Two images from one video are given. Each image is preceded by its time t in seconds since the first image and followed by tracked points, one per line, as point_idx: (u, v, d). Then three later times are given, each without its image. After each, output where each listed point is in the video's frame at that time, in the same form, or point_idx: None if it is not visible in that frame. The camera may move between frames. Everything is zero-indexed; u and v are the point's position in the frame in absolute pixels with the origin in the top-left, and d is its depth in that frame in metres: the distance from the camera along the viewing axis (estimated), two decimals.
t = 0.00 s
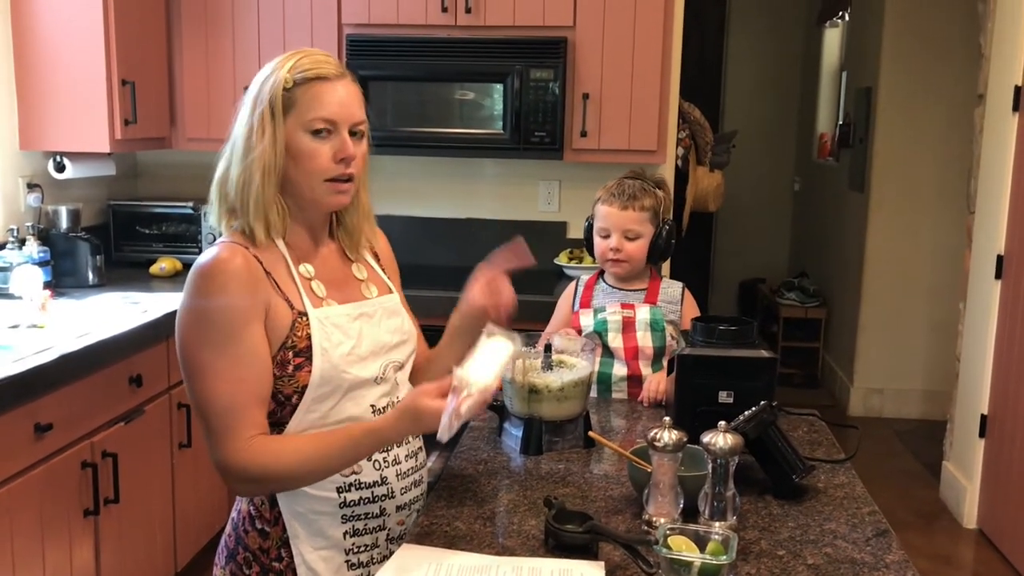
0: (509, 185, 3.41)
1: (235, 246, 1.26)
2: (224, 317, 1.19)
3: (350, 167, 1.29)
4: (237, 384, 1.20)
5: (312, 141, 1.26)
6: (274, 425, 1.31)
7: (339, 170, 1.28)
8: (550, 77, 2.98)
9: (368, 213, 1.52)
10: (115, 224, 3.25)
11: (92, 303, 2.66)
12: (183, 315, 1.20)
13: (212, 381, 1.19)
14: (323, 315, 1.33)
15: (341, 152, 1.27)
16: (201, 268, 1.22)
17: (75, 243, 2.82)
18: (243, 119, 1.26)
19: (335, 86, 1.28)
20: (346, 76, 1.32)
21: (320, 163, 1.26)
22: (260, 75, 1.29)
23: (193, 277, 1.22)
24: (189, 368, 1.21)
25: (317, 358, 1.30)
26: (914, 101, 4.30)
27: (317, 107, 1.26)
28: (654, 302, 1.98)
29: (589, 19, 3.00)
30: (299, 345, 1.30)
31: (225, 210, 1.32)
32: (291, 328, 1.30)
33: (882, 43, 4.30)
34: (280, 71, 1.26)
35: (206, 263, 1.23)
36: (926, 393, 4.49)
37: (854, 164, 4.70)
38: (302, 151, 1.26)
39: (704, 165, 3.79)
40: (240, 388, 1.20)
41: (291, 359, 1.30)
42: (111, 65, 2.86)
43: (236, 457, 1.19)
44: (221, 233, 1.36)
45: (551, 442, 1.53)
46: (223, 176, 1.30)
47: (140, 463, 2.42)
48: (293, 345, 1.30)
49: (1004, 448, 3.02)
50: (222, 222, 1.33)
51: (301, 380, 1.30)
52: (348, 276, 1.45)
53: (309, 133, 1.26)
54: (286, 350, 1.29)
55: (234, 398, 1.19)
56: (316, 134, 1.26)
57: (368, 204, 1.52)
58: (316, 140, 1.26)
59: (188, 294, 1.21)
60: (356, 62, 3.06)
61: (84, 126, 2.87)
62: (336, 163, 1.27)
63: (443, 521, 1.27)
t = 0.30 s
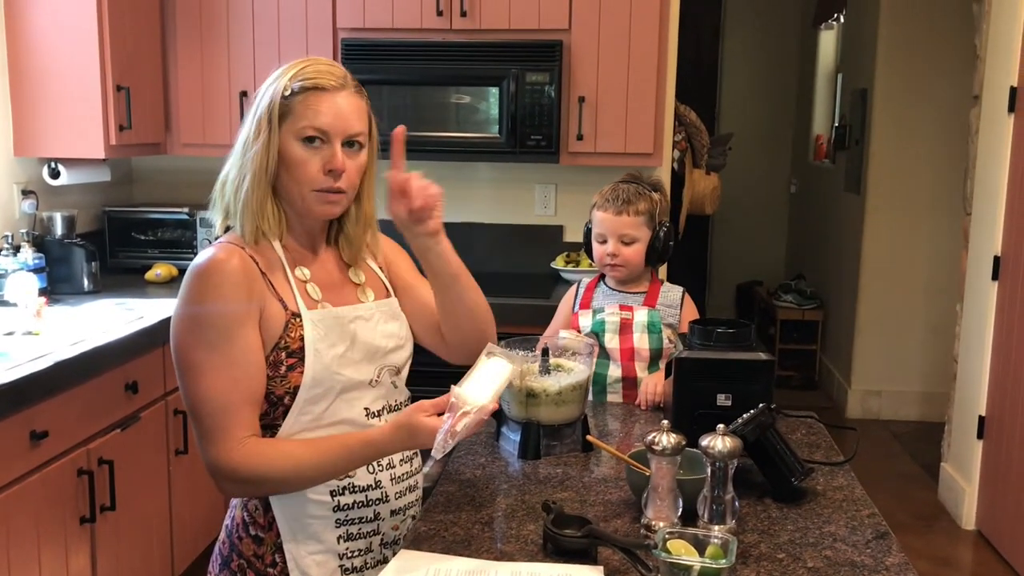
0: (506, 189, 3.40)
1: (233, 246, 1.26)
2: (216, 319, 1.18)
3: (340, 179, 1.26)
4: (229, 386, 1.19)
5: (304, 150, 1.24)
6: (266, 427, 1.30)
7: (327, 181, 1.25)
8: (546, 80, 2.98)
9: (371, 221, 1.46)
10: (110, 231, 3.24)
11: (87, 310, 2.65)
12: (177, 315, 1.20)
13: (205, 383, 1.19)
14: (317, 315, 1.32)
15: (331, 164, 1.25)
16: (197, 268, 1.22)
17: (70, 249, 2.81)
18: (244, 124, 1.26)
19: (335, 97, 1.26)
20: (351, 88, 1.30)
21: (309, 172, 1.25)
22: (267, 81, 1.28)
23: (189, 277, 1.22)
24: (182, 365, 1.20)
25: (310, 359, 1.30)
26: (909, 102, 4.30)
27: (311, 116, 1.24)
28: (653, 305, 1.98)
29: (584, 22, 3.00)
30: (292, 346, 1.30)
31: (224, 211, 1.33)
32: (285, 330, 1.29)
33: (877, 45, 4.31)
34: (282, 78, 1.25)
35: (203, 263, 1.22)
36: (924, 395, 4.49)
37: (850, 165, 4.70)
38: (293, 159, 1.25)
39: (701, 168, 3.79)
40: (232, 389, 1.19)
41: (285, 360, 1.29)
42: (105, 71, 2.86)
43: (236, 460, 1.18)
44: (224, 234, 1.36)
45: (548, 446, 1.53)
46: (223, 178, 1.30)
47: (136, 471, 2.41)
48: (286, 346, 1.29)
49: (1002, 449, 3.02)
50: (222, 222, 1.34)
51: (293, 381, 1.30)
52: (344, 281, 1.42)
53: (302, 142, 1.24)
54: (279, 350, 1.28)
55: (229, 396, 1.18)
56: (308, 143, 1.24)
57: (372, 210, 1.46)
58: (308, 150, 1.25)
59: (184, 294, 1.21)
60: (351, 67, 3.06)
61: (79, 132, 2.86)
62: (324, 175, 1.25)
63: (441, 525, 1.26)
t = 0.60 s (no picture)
0: (504, 192, 3.40)
1: (234, 248, 1.26)
2: (214, 323, 1.18)
3: (335, 175, 1.24)
4: (225, 391, 1.19)
5: (298, 148, 1.23)
6: (263, 431, 1.29)
7: (322, 177, 1.24)
8: (543, 83, 2.98)
9: (382, 227, 1.46)
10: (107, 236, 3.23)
11: (84, 314, 2.64)
12: (177, 318, 1.20)
13: (201, 388, 1.19)
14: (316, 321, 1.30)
15: (326, 160, 1.23)
16: (197, 270, 1.22)
17: (66, 254, 2.80)
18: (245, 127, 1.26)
19: (330, 95, 1.25)
20: (351, 89, 1.29)
21: (305, 170, 1.24)
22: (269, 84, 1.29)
23: (190, 280, 1.22)
24: (181, 368, 1.20)
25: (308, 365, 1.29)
26: (906, 103, 4.30)
27: (304, 113, 1.23)
28: (653, 307, 1.97)
29: (581, 25, 3.00)
30: (289, 351, 1.29)
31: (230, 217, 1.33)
32: (283, 335, 1.28)
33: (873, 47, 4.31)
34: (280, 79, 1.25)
35: (203, 266, 1.22)
36: (922, 396, 4.49)
37: (847, 167, 4.70)
38: (289, 157, 1.24)
39: (698, 170, 3.78)
40: (227, 395, 1.19)
41: (282, 364, 1.29)
42: (102, 76, 2.85)
43: (228, 467, 1.19)
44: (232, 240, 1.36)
45: (548, 449, 1.52)
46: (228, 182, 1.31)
47: (134, 476, 2.40)
48: (283, 351, 1.28)
49: (1001, 450, 3.02)
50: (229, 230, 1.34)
51: (290, 386, 1.29)
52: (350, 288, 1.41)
53: (296, 140, 1.23)
54: (276, 355, 1.28)
55: (222, 406, 1.19)
56: (303, 141, 1.23)
57: (382, 216, 1.45)
58: (302, 147, 1.24)
59: (184, 297, 1.21)
60: (349, 70, 3.05)
61: (76, 136, 2.85)
62: (319, 172, 1.24)
63: (441, 531, 1.25)
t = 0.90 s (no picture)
0: (501, 193, 3.39)
1: (231, 253, 1.26)
2: (209, 328, 1.18)
3: (331, 176, 1.24)
4: (221, 395, 1.19)
5: (293, 150, 1.23)
6: (259, 435, 1.29)
7: (317, 179, 1.23)
8: (540, 84, 2.97)
9: (382, 227, 1.46)
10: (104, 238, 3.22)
11: (81, 317, 2.63)
12: (173, 321, 1.20)
13: (195, 392, 1.19)
14: (314, 325, 1.29)
15: (321, 161, 1.23)
16: (194, 274, 1.21)
17: (63, 257, 2.80)
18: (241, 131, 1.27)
19: (322, 95, 1.25)
20: (345, 89, 1.29)
21: (300, 172, 1.23)
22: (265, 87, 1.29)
23: (187, 284, 1.22)
24: (177, 373, 1.20)
25: (304, 369, 1.27)
26: (903, 103, 4.31)
27: (298, 115, 1.23)
28: (654, 308, 1.97)
29: (578, 26, 3.00)
30: (286, 355, 1.27)
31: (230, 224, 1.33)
32: (280, 339, 1.27)
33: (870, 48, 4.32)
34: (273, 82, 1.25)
35: (200, 270, 1.22)
36: (921, 396, 4.50)
37: (845, 167, 4.71)
38: (284, 159, 1.23)
39: (696, 171, 3.78)
40: (221, 398, 1.19)
41: (278, 369, 1.27)
42: (99, 78, 2.85)
43: (224, 471, 1.18)
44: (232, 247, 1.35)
45: (548, 451, 1.51)
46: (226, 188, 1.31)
47: (132, 478, 2.39)
48: (279, 356, 1.27)
49: (1000, 450, 3.02)
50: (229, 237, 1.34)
51: (287, 390, 1.27)
52: (349, 291, 1.41)
53: (291, 142, 1.23)
54: (273, 359, 1.26)
55: (219, 411, 1.19)
56: (297, 143, 1.23)
57: (382, 217, 1.45)
58: (296, 149, 1.23)
59: (180, 301, 1.21)
60: (346, 72, 3.05)
61: (72, 138, 2.84)
62: (314, 173, 1.23)
63: (439, 534, 1.24)
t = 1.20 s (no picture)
0: (498, 193, 3.39)
1: (227, 256, 1.25)
2: (207, 332, 1.18)
3: (338, 183, 1.24)
4: (218, 398, 1.19)
5: (299, 157, 1.23)
6: (258, 437, 1.28)
7: (325, 186, 1.23)
8: (536, 83, 2.97)
9: (376, 227, 1.46)
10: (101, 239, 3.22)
11: (77, 319, 2.63)
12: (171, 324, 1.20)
13: (192, 396, 1.19)
14: (314, 328, 1.30)
15: (329, 168, 1.23)
16: (192, 278, 1.21)
17: (60, 258, 2.79)
18: (239, 135, 1.26)
19: (324, 100, 1.24)
20: (345, 91, 1.28)
21: (306, 179, 1.23)
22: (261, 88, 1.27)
23: (184, 287, 1.22)
24: (174, 378, 1.20)
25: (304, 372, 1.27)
26: (899, 101, 4.31)
27: (304, 122, 1.22)
28: (651, 307, 1.97)
29: (574, 25, 3.00)
30: (286, 358, 1.27)
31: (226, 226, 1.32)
32: (279, 342, 1.27)
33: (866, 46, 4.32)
34: (273, 85, 1.24)
35: (198, 274, 1.22)
36: (918, 393, 4.50)
37: (841, 165, 4.72)
38: (290, 167, 1.23)
39: (693, 170, 3.78)
40: (220, 401, 1.19)
41: (277, 372, 1.27)
42: (95, 79, 2.84)
43: (223, 474, 1.18)
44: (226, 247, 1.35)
45: (546, 450, 1.51)
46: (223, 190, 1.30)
47: (129, 480, 2.39)
48: (279, 359, 1.27)
49: (997, 446, 3.03)
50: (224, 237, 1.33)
51: (287, 393, 1.27)
52: (347, 292, 1.41)
53: (297, 150, 1.23)
54: (272, 363, 1.26)
55: (216, 413, 1.19)
56: (303, 150, 1.23)
57: (377, 216, 1.46)
58: (303, 157, 1.23)
59: (177, 303, 1.21)
60: (342, 72, 3.05)
61: (68, 139, 2.84)
62: (322, 181, 1.23)
63: (438, 534, 1.24)
